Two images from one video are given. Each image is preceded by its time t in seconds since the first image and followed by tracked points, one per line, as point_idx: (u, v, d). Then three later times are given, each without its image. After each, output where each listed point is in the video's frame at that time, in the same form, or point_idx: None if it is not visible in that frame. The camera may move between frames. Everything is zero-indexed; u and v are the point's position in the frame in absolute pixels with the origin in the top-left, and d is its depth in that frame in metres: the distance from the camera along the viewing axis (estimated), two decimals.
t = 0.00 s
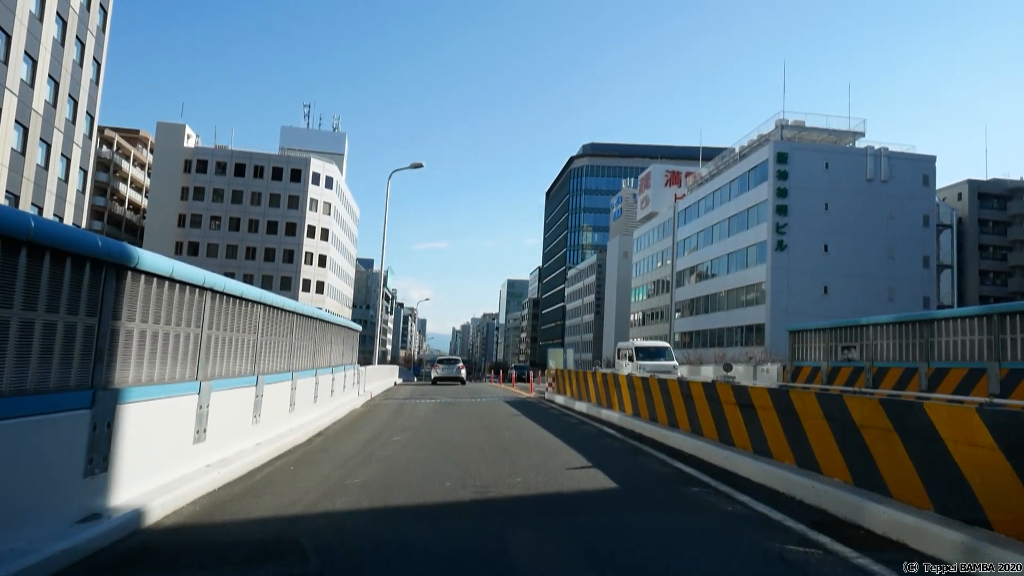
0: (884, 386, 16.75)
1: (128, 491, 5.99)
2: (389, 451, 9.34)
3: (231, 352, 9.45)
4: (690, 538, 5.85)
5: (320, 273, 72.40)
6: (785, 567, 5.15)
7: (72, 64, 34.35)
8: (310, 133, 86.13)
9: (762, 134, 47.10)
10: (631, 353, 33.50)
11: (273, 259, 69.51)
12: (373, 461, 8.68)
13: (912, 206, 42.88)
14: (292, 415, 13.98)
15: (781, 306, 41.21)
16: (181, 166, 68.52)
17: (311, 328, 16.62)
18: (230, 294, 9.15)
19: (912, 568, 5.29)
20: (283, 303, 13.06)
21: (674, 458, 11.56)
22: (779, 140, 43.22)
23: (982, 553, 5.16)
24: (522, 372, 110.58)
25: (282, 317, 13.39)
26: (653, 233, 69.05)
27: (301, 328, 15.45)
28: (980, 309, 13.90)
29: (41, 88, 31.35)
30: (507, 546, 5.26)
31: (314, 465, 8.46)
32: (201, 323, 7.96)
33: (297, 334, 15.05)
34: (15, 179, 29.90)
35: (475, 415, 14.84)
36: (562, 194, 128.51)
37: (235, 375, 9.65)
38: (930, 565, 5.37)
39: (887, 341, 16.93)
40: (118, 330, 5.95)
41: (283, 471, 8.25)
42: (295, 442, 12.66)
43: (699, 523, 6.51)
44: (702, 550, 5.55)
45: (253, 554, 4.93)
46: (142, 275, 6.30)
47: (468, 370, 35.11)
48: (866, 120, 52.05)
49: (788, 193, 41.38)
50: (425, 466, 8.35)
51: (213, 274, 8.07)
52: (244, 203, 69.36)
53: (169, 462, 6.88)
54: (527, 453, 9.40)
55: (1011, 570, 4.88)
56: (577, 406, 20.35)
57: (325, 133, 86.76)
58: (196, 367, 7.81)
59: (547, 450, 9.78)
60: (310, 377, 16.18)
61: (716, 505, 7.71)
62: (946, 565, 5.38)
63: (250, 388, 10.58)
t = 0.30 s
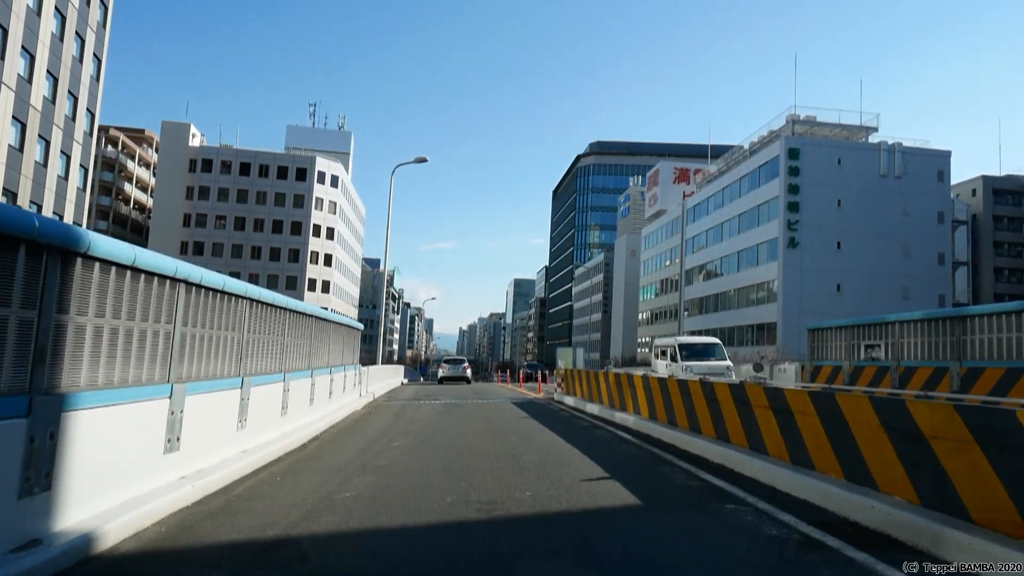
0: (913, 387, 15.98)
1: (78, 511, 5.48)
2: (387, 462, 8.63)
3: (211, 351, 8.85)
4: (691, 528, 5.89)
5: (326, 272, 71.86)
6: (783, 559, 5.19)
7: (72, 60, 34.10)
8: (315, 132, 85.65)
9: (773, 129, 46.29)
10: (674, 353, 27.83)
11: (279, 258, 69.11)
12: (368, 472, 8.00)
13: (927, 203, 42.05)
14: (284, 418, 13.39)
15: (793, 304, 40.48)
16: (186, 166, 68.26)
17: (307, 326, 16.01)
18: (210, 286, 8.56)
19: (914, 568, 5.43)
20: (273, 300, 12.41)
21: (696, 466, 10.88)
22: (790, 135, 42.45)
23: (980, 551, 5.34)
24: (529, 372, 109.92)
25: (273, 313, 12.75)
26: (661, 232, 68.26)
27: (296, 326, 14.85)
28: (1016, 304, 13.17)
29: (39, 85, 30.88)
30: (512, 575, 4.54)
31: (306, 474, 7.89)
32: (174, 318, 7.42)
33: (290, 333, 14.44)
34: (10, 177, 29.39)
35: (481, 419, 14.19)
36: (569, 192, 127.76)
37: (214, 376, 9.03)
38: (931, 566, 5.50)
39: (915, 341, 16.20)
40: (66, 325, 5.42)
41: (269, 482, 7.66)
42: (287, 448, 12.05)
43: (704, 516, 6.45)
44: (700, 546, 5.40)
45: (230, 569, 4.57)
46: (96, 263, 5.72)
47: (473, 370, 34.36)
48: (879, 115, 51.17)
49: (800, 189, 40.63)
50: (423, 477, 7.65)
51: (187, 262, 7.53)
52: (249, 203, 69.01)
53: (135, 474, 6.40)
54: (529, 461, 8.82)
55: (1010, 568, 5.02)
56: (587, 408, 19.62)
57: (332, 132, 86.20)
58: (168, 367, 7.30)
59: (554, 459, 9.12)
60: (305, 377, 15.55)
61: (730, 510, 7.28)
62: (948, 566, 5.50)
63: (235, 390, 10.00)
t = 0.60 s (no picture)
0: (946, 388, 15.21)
1: (69, 514, 5.62)
2: (384, 472, 7.99)
3: (181, 350, 8.40)
4: (706, 532, 6.04)
5: (332, 271, 71.40)
6: (787, 565, 5.38)
7: (72, 56, 35.47)
8: (320, 130, 85.54)
9: (784, 124, 45.53)
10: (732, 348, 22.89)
11: (284, 258, 68.66)
12: (358, 485, 7.37)
13: (942, 199, 41.22)
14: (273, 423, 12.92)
15: (806, 302, 39.69)
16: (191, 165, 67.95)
17: (298, 322, 15.43)
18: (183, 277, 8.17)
19: (913, 568, 5.40)
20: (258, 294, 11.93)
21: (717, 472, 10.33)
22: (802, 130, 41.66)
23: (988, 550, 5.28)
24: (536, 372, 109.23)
25: (259, 309, 12.27)
26: (669, 229, 67.52)
27: (285, 324, 14.34)
28: None
29: (37, 79, 32.07)
30: None
31: (291, 488, 7.33)
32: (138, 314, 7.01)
33: (279, 331, 13.88)
34: (9, 171, 30.68)
35: (489, 423, 13.53)
36: (576, 191, 127.12)
37: (188, 378, 8.59)
38: (931, 566, 5.47)
39: (948, 340, 15.44)
40: None
41: (245, 498, 7.10)
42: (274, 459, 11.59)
43: (708, 520, 6.53)
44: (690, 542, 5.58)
45: None
46: (34, 245, 5.25)
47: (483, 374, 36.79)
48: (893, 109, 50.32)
49: (812, 185, 39.86)
50: (417, 490, 7.08)
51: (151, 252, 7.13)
52: (254, 202, 68.63)
53: (93, 487, 5.97)
54: (534, 471, 8.26)
55: (1012, 569, 5.01)
56: (598, 409, 18.97)
57: (336, 130, 86.03)
58: (130, 368, 6.89)
59: (562, 469, 8.53)
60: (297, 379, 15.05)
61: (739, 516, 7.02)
62: (947, 565, 5.48)
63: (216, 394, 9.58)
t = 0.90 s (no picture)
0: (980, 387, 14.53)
1: None
2: (377, 488, 7.45)
3: (149, 352, 8.35)
4: (709, 531, 6.19)
5: (337, 271, 70.99)
6: (784, 560, 5.48)
7: (71, 52, 35.31)
8: (325, 130, 85.29)
9: (794, 120, 44.76)
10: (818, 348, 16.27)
11: (289, 258, 68.31)
12: (346, 501, 6.88)
13: (957, 195, 40.43)
14: (258, 429, 12.34)
15: (818, 300, 38.96)
16: (196, 164, 67.69)
17: (290, 320, 14.82)
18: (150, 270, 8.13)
19: (914, 566, 5.58)
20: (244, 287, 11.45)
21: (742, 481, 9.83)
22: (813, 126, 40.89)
23: (993, 550, 5.47)
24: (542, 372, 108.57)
25: (244, 306, 11.81)
26: (677, 228, 66.74)
27: (275, 322, 13.73)
28: None
29: (34, 75, 31.82)
30: None
31: (272, 511, 6.77)
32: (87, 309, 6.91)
33: (268, 330, 13.28)
34: (6, 168, 30.33)
35: (493, 428, 12.90)
36: (582, 190, 126.41)
37: (161, 381, 8.63)
38: (931, 566, 5.65)
39: (983, 337, 14.80)
40: None
41: (212, 528, 6.57)
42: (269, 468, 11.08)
43: (720, 528, 6.26)
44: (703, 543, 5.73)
45: None
46: None
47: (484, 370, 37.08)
48: (907, 103, 49.42)
49: (824, 182, 39.11)
50: (411, 506, 6.55)
51: (103, 236, 7.01)
52: (259, 202, 68.29)
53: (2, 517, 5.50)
54: (538, 484, 7.72)
55: (1012, 569, 5.22)
56: (610, 412, 18.32)
57: (341, 129, 85.69)
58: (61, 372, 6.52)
59: (570, 481, 8.01)
60: (288, 380, 14.47)
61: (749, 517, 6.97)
62: (948, 565, 5.67)
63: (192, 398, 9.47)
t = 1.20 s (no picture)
0: None
1: None
2: (360, 506, 6.85)
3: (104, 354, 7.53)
4: (711, 531, 6.41)
5: (342, 271, 70.53)
6: (784, 558, 5.63)
7: (70, 48, 34.98)
8: (331, 129, 84.93)
9: (805, 117, 43.99)
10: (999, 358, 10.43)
11: (294, 258, 67.93)
12: (329, 524, 6.30)
13: (972, 192, 39.60)
14: (242, 437, 11.62)
15: (830, 299, 38.24)
16: (200, 164, 67.42)
17: (284, 318, 14.22)
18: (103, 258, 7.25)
19: (913, 565, 5.53)
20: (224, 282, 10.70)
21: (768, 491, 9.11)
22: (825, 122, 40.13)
23: (990, 548, 5.43)
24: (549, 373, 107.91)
25: (229, 302, 11.20)
26: (686, 227, 65.97)
27: (262, 321, 12.96)
28: None
29: (31, 71, 31.49)
30: None
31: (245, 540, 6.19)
32: (18, 300, 6.05)
33: (255, 329, 12.54)
34: (3, 165, 30.01)
35: (499, 434, 12.27)
36: (589, 190, 125.65)
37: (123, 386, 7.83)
38: (930, 565, 5.58)
39: None
40: None
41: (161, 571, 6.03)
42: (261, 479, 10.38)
43: (743, 552, 5.75)
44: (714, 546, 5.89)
45: None
46: None
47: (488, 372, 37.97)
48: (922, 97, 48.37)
49: (836, 178, 38.34)
50: (393, 530, 5.98)
51: (27, 213, 5.96)
52: (264, 202, 67.90)
53: None
54: (538, 498, 7.15)
55: (1013, 569, 5.16)
56: (626, 416, 17.50)
57: (346, 129, 85.29)
58: None
59: (582, 497, 7.38)
60: (276, 384, 13.64)
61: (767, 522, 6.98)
62: (948, 565, 5.60)
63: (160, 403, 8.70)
